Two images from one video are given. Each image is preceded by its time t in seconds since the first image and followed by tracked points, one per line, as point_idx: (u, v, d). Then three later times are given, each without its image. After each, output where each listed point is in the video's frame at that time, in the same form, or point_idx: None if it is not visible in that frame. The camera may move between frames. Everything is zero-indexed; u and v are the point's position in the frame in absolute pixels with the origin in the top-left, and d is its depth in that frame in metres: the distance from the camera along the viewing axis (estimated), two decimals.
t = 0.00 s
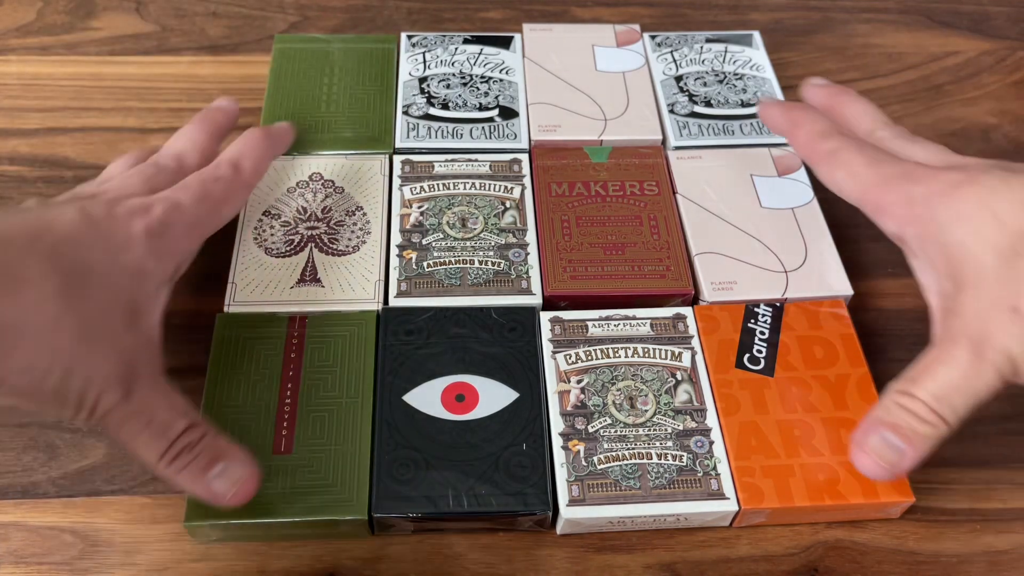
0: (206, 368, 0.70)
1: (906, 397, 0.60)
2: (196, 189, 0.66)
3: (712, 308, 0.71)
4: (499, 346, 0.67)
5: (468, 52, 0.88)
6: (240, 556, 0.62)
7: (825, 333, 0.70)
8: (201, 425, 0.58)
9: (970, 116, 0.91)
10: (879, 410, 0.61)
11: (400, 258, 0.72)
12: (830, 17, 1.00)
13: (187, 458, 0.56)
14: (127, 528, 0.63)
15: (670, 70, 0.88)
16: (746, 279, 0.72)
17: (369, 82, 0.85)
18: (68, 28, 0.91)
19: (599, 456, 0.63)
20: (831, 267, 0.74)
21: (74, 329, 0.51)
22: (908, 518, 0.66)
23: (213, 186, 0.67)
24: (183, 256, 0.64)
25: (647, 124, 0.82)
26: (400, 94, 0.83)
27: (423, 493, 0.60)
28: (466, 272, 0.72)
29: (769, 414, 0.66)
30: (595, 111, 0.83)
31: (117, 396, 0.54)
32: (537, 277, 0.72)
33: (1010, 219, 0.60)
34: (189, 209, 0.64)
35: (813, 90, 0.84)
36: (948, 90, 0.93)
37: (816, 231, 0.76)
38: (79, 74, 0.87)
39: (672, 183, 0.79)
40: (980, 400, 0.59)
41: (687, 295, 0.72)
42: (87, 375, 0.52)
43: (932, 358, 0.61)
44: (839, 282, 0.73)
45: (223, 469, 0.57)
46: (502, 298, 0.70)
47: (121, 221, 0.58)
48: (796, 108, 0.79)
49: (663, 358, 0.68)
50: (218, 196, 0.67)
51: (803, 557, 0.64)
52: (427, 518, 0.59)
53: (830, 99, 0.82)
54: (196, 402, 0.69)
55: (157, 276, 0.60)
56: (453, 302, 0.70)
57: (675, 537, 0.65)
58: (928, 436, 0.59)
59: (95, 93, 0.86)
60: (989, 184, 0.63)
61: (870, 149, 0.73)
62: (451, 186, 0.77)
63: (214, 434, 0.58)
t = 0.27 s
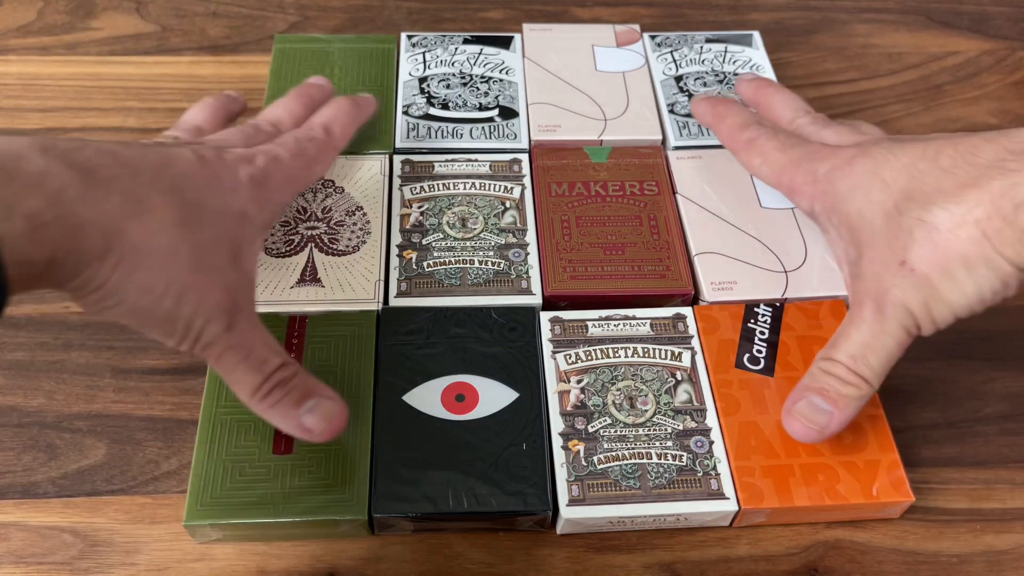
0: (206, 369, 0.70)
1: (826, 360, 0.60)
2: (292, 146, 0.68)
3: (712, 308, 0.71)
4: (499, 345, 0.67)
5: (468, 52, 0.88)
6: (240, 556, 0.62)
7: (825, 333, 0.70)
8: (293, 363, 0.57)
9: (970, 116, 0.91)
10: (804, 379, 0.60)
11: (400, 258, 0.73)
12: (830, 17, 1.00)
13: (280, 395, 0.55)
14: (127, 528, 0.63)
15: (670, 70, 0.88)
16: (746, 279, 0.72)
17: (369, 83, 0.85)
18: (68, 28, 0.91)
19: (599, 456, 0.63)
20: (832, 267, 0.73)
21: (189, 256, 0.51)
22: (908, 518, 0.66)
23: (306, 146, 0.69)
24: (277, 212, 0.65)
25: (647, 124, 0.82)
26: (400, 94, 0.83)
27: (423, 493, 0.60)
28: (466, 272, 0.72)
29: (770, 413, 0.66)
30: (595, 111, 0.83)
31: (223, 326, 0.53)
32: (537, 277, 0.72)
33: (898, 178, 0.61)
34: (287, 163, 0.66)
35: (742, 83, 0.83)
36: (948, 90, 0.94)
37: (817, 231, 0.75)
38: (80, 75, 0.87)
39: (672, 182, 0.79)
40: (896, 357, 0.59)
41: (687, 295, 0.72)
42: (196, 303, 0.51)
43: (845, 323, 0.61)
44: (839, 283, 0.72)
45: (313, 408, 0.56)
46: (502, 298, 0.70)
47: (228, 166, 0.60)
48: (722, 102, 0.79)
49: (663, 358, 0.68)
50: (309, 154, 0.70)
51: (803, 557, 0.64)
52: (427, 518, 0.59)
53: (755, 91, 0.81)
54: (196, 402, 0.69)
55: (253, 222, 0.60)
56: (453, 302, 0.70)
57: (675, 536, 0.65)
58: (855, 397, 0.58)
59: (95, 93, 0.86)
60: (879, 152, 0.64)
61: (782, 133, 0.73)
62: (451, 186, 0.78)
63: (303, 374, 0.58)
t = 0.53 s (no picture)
0: (206, 369, 0.70)
1: (764, 375, 0.63)
2: (379, 162, 0.70)
3: (712, 308, 0.71)
4: (500, 345, 0.67)
5: (468, 51, 0.88)
6: (240, 556, 0.62)
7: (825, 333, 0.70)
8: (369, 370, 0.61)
9: (970, 116, 0.91)
10: (747, 395, 0.64)
11: (400, 258, 0.72)
12: (830, 17, 1.00)
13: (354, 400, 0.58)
14: (126, 529, 0.63)
15: (668, 69, 0.88)
16: (747, 279, 0.71)
17: (368, 82, 0.85)
18: (68, 28, 0.91)
19: (599, 456, 0.63)
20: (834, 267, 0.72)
21: (285, 264, 0.55)
22: (907, 518, 0.66)
23: (392, 165, 0.70)
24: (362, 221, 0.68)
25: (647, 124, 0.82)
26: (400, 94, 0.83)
27: (424, 493, 0.60)
28: (466, 272, 0.72)
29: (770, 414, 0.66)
30: (593, 111, 0.83)
31: (307, 331, 0.57)
32: (537, 277, 0.72)
33: (805, 193, 0.63)
34: (371, 181, 0.68)
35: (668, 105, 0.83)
36: (948, 90, 0.94)
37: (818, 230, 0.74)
38: (80, 74, 0.87)
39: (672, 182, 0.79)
40: (830, 363, 0.62)
41: (688, 295, 0.72)
42: (288, 306, 0.56)
43: (778, 336, 0.64)
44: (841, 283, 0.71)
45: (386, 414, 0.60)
46: (502, 298, 0.70)
47: (320, 176, 0.63)
48: (640, 130, 0.78)
49: (663, 358, 0.68)
50: (392, 174, 0.71)
51: (803, 557, 0.64)
52: (428, 518, 0.59)
53: (682, 111, 0.81)
54: (196, 402, 0.69)
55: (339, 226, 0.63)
56: (453, 302, 0.70)
57: (675, 537, 0.65)
58: (795, 406, 0.61)
59: (95, 93, 0.86)
60: (791, 167, 0.66)
61: (703, 157, 0.74)
62: (451, 186, 0.78)
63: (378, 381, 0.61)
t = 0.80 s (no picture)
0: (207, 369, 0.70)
1: (748, 375, 0.64)
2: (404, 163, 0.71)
3: (712, 307, 0.71)
4: (498, 345, 0.67)
5: (467, 52, 0.87)
6: (240, 556, 0.62)
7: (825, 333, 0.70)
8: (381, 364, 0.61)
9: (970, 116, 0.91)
10: (734, 394, 0.65)
11: (400, 258, 0.72)
12: (830, 17, 1.00)
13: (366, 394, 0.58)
14: (126, 529, 0.63)
15: (668, 70, 0.88)
16: (744, 280, 0.72)
17: (368, 82, 0.85)
18: (68, 28, 0.91)
19: (596, 456, 0.63)
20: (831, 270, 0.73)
21: (313, 253, 0.55)
22: (907, 518, 0.66)
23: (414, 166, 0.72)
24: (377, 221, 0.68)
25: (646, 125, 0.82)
26: (399, 96, 0.83)
27: (424, 493, 0.60)
28: (466, 272, 0.72)
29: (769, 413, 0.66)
30: (592, 113, 0.83)
31: (327, 322, 0.57)
32: (538, 277, 0.72)
33: (780, 194, 0.64)
34: (393, 180, 0.69)
35: (642, 118, 0.82)
36: (948, 90, 0.94)
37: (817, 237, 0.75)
38: (80, 74, 0.87)
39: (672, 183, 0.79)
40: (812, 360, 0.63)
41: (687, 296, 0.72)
42: (314, 296, 0.55)
43: (760, 337, 0.64)
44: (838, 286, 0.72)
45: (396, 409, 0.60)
46: (502, 298, 0.70)
47: (347, 168, 0.64)
48: (626, 141, 0.78)
49: (663, 358, 0.68)
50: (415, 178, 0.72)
51: (803, 557, 0.64)
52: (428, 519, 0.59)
53: (655, 123, 0.81)
54: (196, 402, 0.69)
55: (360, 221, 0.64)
56: (453, 303, 0.70)
57: (676, 537, 0.65)
58: (781, 404, 0.62)
59: (95, 93, 0.86)
60: (767, 165, 0.67)
61: (681, 161, 0.75)
62: (452, 186, 0.77)
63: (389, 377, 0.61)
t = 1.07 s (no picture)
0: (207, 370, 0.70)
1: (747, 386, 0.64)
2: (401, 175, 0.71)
3: (711, 316, 0.71)
4: (498, 356, 0.67)
5: (462, 59, 0.87)
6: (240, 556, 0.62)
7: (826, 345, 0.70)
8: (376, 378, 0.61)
9: (970, 116, 0.91)
10: (734, 406, 0.64)
11: (397, 269, 0.72)
12: (830, 16, 1.00)
13: (359, 407, 0.58)
14: (126, 528, 0.63)
15: (666, 77, 0.88)
16: (741, 291, 0.72)
17: (362, 89, 0.85)
18: (68, 28, 0.91)
19: (595, 466, 0.63)
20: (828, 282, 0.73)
21: (306, 269, 0.55)
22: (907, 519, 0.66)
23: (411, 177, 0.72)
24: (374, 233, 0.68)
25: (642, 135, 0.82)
26: (394, 104, 0.83)
27: (422, 506, 0.60)
28: (464, 284, 0.72)
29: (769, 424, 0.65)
30: (589, 122, 0.83)
31: (322, 338, 0.57)
32: (536, 289, 0.72)
33: (783, 206, 0.64)
34: (390, 191, 0.69)
35: (634, 133, 0.81)
36: (948, 90, 0.93)
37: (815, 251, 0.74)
38: (80, 74, 0.87)
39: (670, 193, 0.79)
40: (813, 374, 0.63)
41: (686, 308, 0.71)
42: (307, 314, 0.55)
43: (759, 348, 0.64)
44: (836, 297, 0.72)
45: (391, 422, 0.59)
46: (501, 309, 0.70)
47: (344, 180, 0.64)
48: (625, 155, 0.78)
49: (663, 367, 0.68)
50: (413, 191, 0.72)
51: (803, 557, 0.64)
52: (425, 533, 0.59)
53: (648, 139, 0.80)
54: (196, 402, 0.69)
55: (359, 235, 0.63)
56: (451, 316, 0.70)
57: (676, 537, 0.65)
58: (780, 417, 0.62)
59: (95, 93, 0.86)
60: (768, 176, 0.67)
61: (679, 174, 0.75)
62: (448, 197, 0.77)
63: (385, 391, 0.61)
